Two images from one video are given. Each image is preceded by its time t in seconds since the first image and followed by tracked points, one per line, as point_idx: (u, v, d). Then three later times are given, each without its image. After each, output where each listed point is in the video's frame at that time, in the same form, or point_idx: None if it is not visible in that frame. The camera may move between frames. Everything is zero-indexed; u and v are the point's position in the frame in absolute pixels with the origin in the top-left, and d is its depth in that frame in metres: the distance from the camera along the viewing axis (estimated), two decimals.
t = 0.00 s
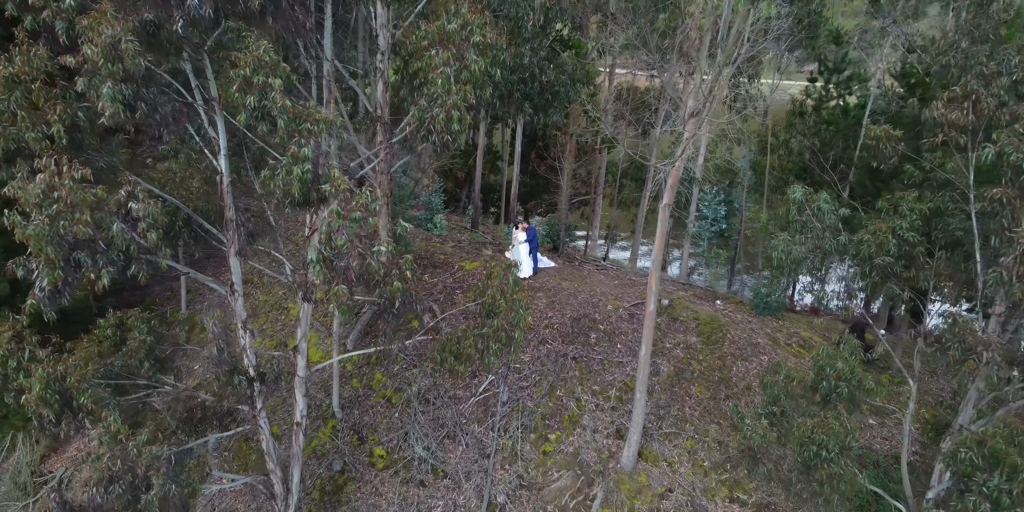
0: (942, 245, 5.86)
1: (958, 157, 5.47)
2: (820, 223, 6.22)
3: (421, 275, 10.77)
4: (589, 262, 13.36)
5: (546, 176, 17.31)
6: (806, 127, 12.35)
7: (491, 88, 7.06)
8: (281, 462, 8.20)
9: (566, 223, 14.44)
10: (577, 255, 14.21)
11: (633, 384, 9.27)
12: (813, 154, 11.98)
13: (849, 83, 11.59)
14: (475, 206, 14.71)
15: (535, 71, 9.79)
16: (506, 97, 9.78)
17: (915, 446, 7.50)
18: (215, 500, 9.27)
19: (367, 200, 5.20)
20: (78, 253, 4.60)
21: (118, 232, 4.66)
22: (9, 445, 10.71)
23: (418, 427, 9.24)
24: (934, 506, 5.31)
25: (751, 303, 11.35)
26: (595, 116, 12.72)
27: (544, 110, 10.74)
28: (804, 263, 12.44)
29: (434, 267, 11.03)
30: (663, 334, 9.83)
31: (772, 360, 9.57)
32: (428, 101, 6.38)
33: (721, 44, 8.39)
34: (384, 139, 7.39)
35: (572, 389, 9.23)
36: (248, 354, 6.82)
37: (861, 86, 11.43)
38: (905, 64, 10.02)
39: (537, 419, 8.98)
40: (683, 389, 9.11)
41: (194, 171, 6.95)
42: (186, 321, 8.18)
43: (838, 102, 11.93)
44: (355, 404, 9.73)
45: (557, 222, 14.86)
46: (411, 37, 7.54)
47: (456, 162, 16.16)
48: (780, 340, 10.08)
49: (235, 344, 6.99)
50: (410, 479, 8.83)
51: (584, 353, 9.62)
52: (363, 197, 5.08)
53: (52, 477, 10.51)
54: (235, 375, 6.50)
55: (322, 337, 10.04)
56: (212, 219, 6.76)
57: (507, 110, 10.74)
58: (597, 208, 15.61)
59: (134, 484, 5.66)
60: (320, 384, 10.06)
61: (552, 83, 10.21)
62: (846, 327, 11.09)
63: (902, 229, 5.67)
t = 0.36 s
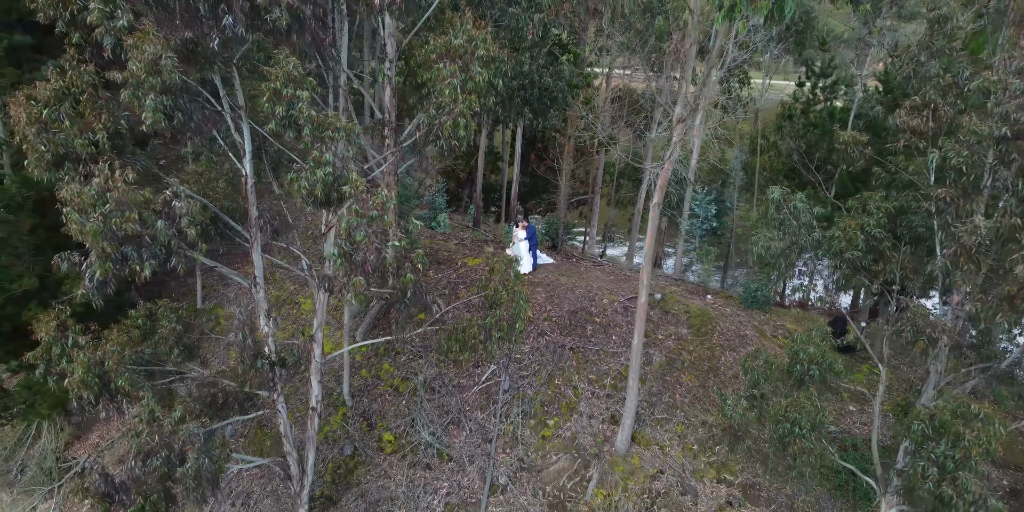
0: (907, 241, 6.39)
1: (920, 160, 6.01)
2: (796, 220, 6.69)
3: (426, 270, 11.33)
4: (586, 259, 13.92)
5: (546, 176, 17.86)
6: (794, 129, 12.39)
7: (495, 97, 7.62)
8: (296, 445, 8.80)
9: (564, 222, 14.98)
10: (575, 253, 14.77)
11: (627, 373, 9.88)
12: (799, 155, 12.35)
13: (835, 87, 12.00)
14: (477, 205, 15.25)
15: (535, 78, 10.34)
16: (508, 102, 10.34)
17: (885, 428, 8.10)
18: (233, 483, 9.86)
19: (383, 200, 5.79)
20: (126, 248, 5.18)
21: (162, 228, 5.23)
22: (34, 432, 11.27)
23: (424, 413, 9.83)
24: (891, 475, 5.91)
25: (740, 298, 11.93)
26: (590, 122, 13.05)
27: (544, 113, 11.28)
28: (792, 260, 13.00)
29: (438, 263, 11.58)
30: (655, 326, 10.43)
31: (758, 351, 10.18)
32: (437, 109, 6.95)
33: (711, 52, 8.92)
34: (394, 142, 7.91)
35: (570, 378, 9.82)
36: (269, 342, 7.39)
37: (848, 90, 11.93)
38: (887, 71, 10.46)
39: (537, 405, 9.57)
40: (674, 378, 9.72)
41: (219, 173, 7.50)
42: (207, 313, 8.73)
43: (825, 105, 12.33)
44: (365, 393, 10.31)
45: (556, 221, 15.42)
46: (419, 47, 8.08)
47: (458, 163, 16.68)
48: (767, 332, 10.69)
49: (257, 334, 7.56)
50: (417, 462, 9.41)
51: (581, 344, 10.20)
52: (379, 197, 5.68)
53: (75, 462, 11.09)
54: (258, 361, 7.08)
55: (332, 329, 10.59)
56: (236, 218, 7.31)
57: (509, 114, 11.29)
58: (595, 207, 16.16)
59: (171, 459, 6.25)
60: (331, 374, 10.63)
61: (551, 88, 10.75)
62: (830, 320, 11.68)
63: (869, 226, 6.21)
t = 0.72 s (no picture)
0: (875, 236, 7.00)
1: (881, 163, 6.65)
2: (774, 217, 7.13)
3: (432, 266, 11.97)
4: (583, 256, 14.56)
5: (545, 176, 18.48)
6: (781, 131, 12.92)
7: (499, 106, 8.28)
8: (313, 427, 9.49)
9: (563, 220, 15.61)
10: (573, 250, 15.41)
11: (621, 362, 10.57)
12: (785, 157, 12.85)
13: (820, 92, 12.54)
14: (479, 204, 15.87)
15: (535, 85, 10.98)
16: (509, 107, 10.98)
17: (857, 410, 8.80)
18: (251, 465, 10.52)
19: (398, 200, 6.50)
20: (172, 242, 5.98)
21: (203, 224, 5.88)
22: (61, 419, 11.95)
23: (432, 399, 10.50)
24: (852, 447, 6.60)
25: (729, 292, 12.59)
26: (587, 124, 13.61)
27: (543, 118, 11.92)
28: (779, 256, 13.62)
29: (442, 259, 12.21)
30: (648, 318, 11.12)
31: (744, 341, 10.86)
32: (445, 117, 7.63)
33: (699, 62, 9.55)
34: (405, 146, 8.54)
35: (568, 366, 10.50)
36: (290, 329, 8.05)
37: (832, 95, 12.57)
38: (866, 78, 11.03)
39: (537, 392, 10.25)
40: (665, 366, 10.41)
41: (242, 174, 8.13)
42: (228, 304, 9.37)
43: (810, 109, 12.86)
44: (375, 381, 10.96)
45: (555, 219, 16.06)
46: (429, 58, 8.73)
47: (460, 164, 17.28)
48: (754, 324, 11.37)
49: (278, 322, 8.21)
50: (424, 445, 10.09)
51: (578, 335, 10.87)
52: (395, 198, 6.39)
53: (100, 448, 11.77)
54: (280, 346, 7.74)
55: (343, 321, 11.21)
56: (259, 215, 7.96)
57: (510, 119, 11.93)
58: (592, 206, 16.79)
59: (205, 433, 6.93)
60: (342, 363, 11.27)
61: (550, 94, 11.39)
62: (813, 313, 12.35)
63: (838, 223, 6.83)
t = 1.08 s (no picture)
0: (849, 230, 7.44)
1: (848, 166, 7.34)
2: (753, 212, 7.70)
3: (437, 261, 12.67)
4: (581, 253, 15.24)
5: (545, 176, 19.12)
6: (771, 133, 13.39)
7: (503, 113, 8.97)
8: (328, 411, 10.18)
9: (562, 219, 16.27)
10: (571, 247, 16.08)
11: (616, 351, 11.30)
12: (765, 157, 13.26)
13: (806, 98, 13.14)
14: (481, 203, 16.50)
15: (535, 90, 11.64)
16: (510, 112, 11.65)
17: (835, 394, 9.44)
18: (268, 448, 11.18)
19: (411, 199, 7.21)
20: (208, 235, 6.67)
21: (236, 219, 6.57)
22: (85, 407, 12.57)
23: (438, 387, 11.19)
24: (822, 421, 7.30)
25: (720, 287, 13.29)
26: (585, 126, 14.25)
27: (543, 121, 12.58)
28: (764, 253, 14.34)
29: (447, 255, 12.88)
30: (642, 311, 11.87)
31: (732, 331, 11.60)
32: (453, 123, 8.32)
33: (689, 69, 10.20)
34: (415, 149, 9.21)
35: (566, 355, 11.22)
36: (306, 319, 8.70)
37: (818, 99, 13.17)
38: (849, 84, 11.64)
39: (537, 379, 10.95)
40: (658, 355, 11.14)
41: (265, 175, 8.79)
42: (248, 296, 10.03)
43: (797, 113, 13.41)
44: (385, 370, 11.66)
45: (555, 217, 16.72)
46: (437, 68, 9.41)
47: (463, 164, 17.90)
48: (742, 316, 12.10)
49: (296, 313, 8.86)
50: (431, 429, 10.78)
51: (576, 325, 11.58)
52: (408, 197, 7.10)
53: (123, 434, 12.40)
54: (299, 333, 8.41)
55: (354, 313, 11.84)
56: (280, 213, 8.63)
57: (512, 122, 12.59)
58: (590, 205, 17.44)
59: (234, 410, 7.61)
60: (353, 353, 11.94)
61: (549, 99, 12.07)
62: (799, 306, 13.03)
63: (812, 219, 7.36)
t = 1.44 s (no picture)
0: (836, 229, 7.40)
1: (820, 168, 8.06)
2: (735, 211, 8.39)
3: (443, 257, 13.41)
4: (579, 250, 15.97)
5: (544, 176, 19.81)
6: (761, 134, 13.45)
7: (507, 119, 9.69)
8: (342, 397, 10.87)
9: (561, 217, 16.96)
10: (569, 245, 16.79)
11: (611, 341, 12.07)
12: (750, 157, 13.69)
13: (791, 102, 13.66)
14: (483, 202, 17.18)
15: (535, 95, 12.33)
16: (512, 116, 12.36)
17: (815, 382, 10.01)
18: (283, 433, 11.88)
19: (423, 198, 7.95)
20: (240, 230, 7.38)
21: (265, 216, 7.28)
22: (108, 395, 13.23)
23: (444, 375, 11.90)
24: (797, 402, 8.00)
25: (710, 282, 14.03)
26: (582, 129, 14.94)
27: (542, 124, 13.29)
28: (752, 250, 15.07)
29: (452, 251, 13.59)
30: (637, 304, 12.65)
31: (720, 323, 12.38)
32: (460, 128, 9.04)
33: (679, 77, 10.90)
34: (424, 152, 9.90)
35: (565, 345, 11.97)
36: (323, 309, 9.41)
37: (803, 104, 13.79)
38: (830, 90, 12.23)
39: (537, 368, 11.68)
40: (651, 345, 11.92)
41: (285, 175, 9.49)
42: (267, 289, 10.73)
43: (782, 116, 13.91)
44: (393, 359, 12.38)
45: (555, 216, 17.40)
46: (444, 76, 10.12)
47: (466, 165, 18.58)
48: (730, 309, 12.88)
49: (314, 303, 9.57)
50: (438, 415, 11.49)
51: (574, 317, 12.36)
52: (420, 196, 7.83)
53: (144, 421, 13.07)
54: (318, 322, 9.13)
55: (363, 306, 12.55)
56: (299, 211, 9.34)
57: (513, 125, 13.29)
58: (588, 205, 18.13)
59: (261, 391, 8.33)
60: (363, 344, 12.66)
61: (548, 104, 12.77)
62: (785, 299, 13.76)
63: (789, 216, 8.06)
